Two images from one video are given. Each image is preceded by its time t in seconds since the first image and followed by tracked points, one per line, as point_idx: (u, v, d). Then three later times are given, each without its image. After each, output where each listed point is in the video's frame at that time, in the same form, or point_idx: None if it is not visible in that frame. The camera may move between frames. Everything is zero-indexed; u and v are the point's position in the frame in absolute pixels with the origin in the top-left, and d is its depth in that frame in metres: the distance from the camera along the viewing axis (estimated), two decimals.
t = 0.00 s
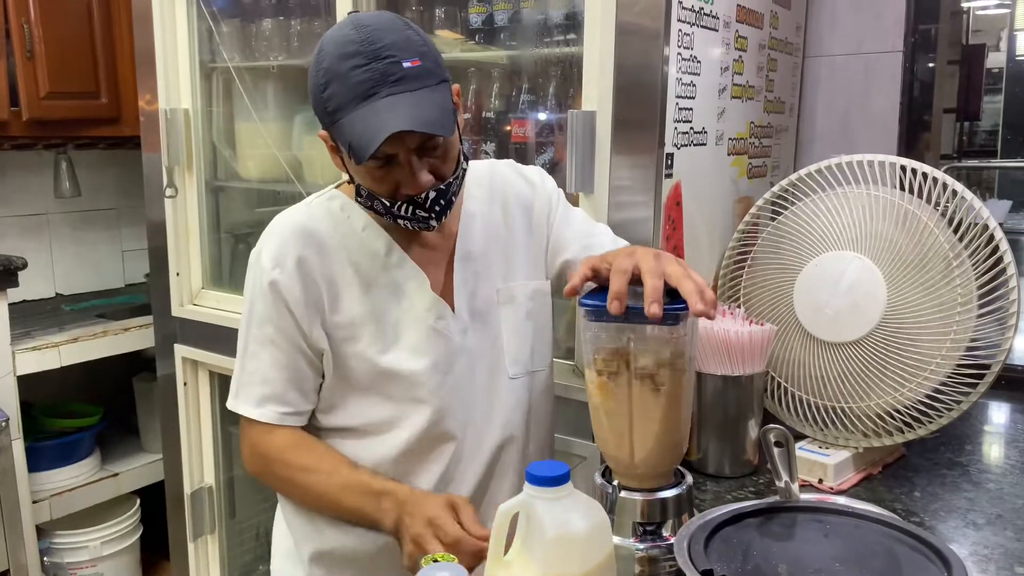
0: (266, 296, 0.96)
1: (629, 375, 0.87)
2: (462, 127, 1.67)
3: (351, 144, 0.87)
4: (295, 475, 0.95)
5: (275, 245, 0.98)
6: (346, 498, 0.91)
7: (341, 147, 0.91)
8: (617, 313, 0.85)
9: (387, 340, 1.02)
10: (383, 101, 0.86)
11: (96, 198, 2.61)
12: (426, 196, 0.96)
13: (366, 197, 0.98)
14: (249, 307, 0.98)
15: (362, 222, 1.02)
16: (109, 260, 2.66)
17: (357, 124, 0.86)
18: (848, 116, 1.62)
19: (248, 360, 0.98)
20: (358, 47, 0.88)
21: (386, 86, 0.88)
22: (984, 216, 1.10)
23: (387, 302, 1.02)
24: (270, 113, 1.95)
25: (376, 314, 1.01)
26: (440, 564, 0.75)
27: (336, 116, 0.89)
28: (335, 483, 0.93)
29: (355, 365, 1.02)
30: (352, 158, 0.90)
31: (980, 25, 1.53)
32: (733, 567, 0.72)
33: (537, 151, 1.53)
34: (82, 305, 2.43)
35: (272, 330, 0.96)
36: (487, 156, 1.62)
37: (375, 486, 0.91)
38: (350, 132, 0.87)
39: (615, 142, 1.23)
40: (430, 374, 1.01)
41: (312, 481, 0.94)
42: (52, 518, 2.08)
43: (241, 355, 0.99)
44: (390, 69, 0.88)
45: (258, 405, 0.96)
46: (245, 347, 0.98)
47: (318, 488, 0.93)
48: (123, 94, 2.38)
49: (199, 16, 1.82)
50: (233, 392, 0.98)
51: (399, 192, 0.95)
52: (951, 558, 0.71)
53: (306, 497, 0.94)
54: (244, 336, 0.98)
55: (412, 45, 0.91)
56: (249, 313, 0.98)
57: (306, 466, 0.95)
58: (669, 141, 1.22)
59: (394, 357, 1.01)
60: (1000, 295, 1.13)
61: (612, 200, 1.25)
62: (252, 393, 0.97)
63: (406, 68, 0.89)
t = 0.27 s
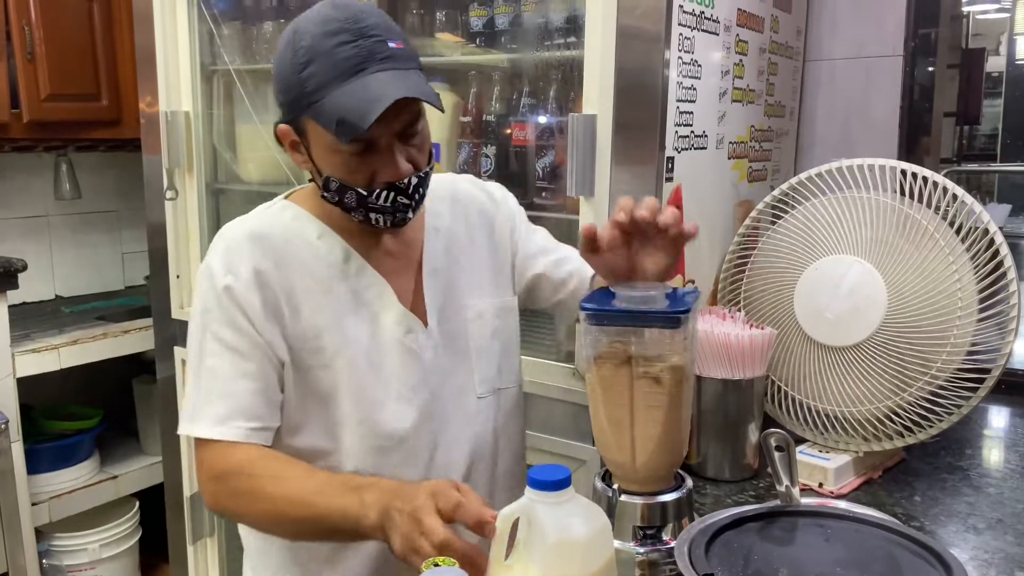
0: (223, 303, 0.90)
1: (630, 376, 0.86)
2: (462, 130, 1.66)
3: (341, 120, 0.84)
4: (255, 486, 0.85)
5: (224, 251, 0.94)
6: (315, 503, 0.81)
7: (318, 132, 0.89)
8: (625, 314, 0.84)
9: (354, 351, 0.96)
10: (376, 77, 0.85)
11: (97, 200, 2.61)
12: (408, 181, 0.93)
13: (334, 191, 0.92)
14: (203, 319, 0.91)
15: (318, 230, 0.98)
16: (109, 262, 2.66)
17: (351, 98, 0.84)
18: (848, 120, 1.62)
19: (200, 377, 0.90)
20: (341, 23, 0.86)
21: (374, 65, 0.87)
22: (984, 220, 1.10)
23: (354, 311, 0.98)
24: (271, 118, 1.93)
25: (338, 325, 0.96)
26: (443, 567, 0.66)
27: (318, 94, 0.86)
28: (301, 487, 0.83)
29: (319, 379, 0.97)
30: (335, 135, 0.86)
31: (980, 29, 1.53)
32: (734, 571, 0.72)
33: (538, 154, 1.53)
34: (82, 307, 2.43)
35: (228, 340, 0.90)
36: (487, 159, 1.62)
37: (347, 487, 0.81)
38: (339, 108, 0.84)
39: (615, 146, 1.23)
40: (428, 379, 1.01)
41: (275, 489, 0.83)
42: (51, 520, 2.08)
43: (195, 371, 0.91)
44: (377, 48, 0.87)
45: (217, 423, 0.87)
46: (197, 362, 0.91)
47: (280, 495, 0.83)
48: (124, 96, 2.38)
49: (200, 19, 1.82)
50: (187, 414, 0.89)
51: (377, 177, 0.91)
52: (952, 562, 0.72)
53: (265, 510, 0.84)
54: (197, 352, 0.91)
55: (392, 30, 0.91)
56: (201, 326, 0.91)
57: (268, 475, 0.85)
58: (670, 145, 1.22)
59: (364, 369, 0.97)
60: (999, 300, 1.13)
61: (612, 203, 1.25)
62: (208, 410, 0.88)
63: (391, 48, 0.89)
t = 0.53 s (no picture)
0: (147, 330, 0.76)
1: (635, 377, 0.87)
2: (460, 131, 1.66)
3: (321, 114, 0.74)
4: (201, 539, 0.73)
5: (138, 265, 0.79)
6: (280, 551, 0.71)
7: (276, 124, 0.77)
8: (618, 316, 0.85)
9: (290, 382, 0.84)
10: (361, 73, 0.77)
11: (95, 203, 2.61)
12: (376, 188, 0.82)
13: (285, 194, 0.80)
14: (117, 350, 0.76)
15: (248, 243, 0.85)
16: (107, 263, 2.66)
17: (334, 93, 0.74)
18: (847, 122, 1.62)
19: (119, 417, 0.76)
20: (317, 7, 0.76)
21: (354, 59, 0.78)
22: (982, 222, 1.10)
23: (287, 336, 0.85)
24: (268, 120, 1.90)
25: (276, 351, 0.83)
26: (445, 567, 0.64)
27: (290, 86, 0.75)
28: (257, 533, 0.72)
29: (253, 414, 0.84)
30: (307, 131, 0.75)
31: (979, 31, 1.53)
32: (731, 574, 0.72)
33: (536, 156, 1.52)
34: (80, 309, 2.43)
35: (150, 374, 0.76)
36: (485, 161, 1.61)
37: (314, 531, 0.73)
38: (319, 101, 0.74)
39: (613, 148, 1.23)
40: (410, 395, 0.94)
41: (226, 542, 0.72)
42: (48, 523, 2.07)
43: (111, 413, 0.76)
44: (357, 40, 0.78)
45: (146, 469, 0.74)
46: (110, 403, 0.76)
47: (233, 546, 0.72)
48: (122, 98, 2.38)
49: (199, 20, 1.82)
50: (107, 464, 0.75)
51: (339, 181, 0.80)
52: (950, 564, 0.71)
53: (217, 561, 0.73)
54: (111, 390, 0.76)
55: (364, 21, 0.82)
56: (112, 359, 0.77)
57: (215, 522, 0.73)
58: (668, 147, 1.22)
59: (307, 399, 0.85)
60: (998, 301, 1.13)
61: (610, 205, 1.25)
62: (131, 457, 0.74)
63: (368, 43, 0.80)
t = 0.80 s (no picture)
0: (95, 351, 0.71)
1: (639, 377, 0.87)
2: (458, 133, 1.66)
3: (305, 114, 0.72)
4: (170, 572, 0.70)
5: (82, 276, 0.74)
6: None
7: (251, 121, 0.74)
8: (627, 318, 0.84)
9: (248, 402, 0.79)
10: (349, 78, 0.75)
11: (95, 205, 2.62)
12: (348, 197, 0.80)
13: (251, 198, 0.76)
14: (61, 369, 0.71)
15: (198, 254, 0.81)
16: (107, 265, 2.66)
17: (321, 94, 0.73)
18: (846, 122, 1.62)
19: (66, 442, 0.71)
20: (308, 7, 0.74)
21: (342, 63, 0.76)
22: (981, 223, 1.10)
23: (245, 353, 0.81)
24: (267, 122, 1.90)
25: (234, 370, 0.79)
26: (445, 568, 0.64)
27: (274, 83, 0.73)
28: (230, 564, 0.71)
29: (209, 434, 0.79)
30: (285, 131, 0.73)
31: (978, 31, 1.53)
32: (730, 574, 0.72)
33: (536, 157, 1.52)
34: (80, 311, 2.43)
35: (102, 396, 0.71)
36: (483, 162, 1.61)
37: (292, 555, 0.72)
38: (303, 101, 0.72)
39: (611, 149, 1.23)
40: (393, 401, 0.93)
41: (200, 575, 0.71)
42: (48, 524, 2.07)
43: (54, 436, 0.71)
44: (345, 44, 0.77)
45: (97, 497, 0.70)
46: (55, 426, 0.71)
47: None
48: (121, 100, 2.38)
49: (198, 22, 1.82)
50: (48, 493, 0.70)
51: (308, 187, 0.78)
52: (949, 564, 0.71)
53: None
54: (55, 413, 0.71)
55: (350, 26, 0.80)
56: (54, 379, 0.71)
57: (189, 557, 0.71)
58: (666, 148, 1.22)
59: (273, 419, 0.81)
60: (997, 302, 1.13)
61: (608, 206, 1.25)
62: (78, 484, 0.70)
63: (356, 48, 0.79)
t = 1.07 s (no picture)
0: (71, 360, 0.69)
1: (643, 378, 0.86)
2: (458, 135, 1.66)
3: (320, 126, 0.72)
4: None
5: (59, 281, 0.72)
6: None
7: (261, 126, 0.72)
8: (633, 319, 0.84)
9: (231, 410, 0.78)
10: (365, 95, 0.75)
11: (95, 207, 2.62)
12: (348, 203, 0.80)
13: (245, 198, 0.76)
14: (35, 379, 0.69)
15: (183, 257, 0.80)
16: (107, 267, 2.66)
17: (338, 108, 0.72)
18: (845, 123, 1.62)
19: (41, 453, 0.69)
20: (328, 21, 0.74)
21: (358, 79, 0.76)
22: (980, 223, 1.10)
23: (228, 360, 0.80)
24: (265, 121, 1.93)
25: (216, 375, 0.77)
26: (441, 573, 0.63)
27: (291, 91, 0.72)
28: None
29: (190, 443, 0.77)
30: (296, 141, 0.72)
31: (977, 31, 1.53)
32: None
33: (535, 158, 1.52)
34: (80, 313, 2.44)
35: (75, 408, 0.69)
36: (483, 164, 1.62)
37: None
38: (319, 112, 0.72)
39: (610, 151, 1.23)
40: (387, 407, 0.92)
41: None
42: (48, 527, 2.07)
43: (25, 447, 0.70)
44: (362, 61, 0.77)
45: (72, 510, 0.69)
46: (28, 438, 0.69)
47: None
48: (120, 102, 2.38)
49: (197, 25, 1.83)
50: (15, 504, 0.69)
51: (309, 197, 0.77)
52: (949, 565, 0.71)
53: None
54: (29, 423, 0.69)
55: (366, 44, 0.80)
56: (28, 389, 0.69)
57: None
58: (665, 149, 1.22)
59: (264, 425, 0.79)
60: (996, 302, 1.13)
61: (607, 208, 1.25)
62: (50, 498, 0.69)
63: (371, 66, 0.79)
